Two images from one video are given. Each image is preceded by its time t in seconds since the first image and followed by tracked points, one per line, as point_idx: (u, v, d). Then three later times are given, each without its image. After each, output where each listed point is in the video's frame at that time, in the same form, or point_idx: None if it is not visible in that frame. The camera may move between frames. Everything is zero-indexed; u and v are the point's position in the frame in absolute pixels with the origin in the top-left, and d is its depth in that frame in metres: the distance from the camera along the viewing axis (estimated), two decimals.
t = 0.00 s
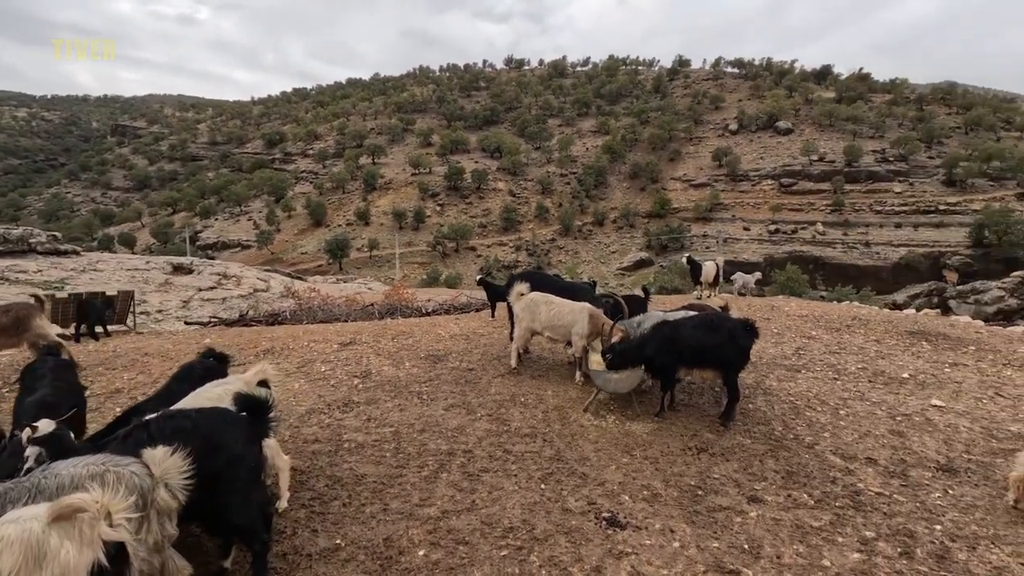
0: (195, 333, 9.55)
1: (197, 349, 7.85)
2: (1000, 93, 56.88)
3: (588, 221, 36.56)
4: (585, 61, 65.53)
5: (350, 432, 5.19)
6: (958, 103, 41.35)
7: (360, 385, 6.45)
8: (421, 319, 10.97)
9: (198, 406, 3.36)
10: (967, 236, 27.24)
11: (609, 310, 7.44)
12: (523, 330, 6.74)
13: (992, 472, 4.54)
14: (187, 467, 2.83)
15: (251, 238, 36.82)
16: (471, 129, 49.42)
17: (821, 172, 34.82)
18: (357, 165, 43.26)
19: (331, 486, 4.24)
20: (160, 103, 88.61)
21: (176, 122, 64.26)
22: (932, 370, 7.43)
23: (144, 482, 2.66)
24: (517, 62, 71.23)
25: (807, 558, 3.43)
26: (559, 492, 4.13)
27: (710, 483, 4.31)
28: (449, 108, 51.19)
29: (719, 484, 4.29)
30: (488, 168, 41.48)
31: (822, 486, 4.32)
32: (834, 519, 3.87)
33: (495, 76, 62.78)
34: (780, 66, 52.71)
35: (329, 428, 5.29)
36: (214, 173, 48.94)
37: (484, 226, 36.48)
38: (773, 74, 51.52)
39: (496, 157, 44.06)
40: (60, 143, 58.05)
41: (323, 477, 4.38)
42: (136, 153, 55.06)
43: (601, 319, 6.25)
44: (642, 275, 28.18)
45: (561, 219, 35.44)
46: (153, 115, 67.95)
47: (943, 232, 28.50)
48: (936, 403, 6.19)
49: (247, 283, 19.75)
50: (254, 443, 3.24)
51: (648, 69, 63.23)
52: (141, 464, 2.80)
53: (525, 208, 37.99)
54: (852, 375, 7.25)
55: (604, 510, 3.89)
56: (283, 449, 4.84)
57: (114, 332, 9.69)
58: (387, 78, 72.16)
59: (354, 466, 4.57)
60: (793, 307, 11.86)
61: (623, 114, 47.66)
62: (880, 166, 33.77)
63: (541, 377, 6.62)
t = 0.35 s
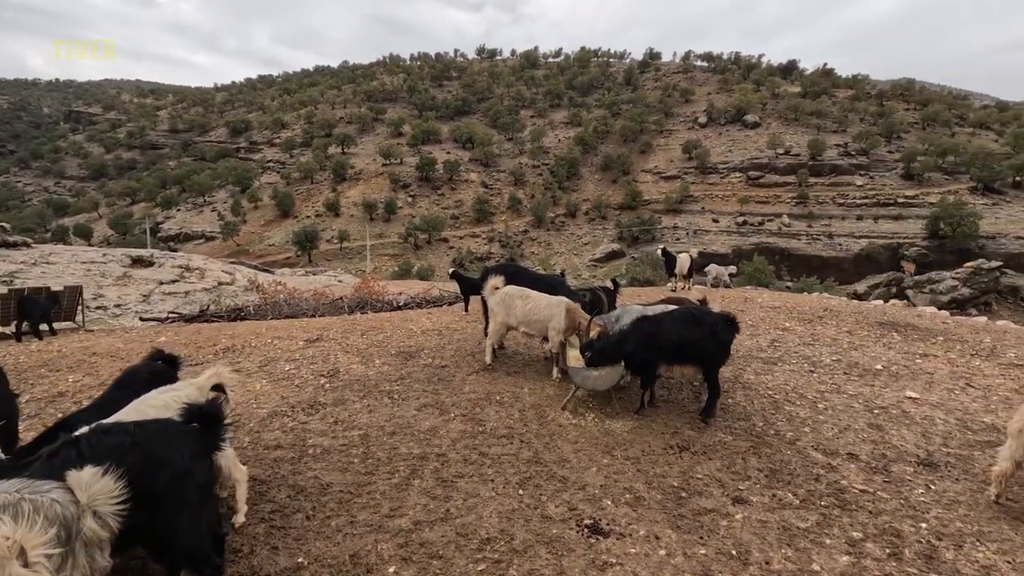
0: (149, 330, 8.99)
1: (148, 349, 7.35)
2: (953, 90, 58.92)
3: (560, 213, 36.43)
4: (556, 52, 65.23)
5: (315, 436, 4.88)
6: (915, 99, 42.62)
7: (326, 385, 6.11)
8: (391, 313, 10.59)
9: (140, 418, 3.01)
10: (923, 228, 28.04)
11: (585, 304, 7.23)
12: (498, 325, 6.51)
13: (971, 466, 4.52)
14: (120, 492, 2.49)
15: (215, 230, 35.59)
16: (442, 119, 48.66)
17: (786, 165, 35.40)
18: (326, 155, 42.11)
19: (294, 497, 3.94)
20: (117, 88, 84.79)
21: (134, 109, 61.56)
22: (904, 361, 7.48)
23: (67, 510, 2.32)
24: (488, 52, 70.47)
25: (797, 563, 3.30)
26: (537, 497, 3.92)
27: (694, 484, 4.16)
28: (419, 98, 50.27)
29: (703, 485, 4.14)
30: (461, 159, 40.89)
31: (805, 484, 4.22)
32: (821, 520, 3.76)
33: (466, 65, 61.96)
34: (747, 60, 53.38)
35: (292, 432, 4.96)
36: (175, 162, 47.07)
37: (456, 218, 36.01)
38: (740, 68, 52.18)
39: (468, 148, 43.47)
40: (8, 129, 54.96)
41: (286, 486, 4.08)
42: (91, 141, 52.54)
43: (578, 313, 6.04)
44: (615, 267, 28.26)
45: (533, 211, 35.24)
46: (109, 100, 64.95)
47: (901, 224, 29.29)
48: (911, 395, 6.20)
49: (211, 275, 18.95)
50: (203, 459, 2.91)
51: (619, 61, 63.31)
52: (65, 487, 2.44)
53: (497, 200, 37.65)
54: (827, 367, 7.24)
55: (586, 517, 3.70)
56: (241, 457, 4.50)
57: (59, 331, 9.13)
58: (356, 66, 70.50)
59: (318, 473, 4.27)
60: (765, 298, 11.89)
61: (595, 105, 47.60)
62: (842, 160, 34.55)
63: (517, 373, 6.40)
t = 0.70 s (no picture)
0: (110, 326, 8.49)
1: (106, 348, 6.90)
2: (923, 85, 60.02)
3: (540, 205, 36.16)
4: (536, 43, 64.68)
5: (283, 441, 4.54)
6: (887, 94, 43.27)
7: (297, 384, 5.76)
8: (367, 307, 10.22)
9: (74, 431, 2.65)
10: (893, 221, 28.47)
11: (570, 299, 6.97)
12: (479, 320, 6.23)
13: (966, 463, 4.41)
14: (44, 519, 2.14)
15: (188, 221, 34.51)
16: (421, 110, 47.86)
17: (763, 158, 35.65)
18: (302, 145, 41.05)
19: (259, 510, 3.62)
20: (83, 74, 81.65)
21: (101, 96, 59.32)
22: (889, 354, 7.41)
23: None
24: (468, 42, 69.56)
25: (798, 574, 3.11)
26: (522, 505, 3.67)
27: (686, 488, 3.95)
28: (398, 88, 49.34)
29: (695, 489, 3.93)
30: (440, 150, 40.25)
31: (802, 485, 4.05)
32: (820, 524, 3.58)
33: (445, 56, 61.07)
34: (725, 54, 53.59)
35: (259, 436, 4.62)
36: (145, 151, 45.49)
37: (436, 210, 35.49)
38: (718, 61, 52.33)
39: (448, 139, 42.84)
40: None
41: (250, 497, 3.76)
42: (56, 129, 50.47)
43: (562, 308, 5.79)
44: (595, 259, 28.16)
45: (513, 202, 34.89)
46: (74, 87, 62.46)
47: (872, 216, 29.74)
48: (899, 389, 6.10)
49: (183, 268, 18.25)
50: (145, 478, 2.57)
51: (599, 53, 63.06)
52: None
53: (477, 191, 37.20)
54: (814, 361, 7.13)
55: (575, 526, 3.46)
56: (202, 465, 4.15)
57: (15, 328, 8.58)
58: (332, 55, 68.97)
59: (286, 482, 3.95)
60: (748, 291, 11.80)
61: (575, 97, 47.30)
62: (817, 153, 34.91)
63: (499, 370, 6.14)
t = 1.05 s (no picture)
0: (78, 329, 8.02)
1: (67, 355, 6.45)
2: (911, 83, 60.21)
3: (532, 201, 35.77)
4: (527, 38, 64.16)
5: (248, 461, 4.14)
6: (876, 91, 43.29)
7: (269, 396, 5.34)
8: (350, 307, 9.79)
9: None
10: (881, 217, 28.37)
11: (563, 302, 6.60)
12: (465, 325, 5.85)
13: (986, 481, 4.10)
14: None
15: (175, 216, 33.80)
16: (412, 105, 47.21)
17: (753, 154, 35.47)
18: (291, 140, 40.28)
19: (214, 546, 3.24)
20: (67, 68, 79.97)
21: (86, 89, 58.04)
22: (893, 358, 7.13)
23: None
24: (458, 37, 68.87)
25: None
26: (509, 538, 3.31)
27: (688, 513, 3.60)
28: (388, 83, 48.65)
29: (699, 515, 3.59)
30: (431, 146, 39.67)
31: (814, 508, 3.72)
32: (836, 556, 3.25)
33: (435, 50, 60.39)
34: (716, 50, 53.41)
35: (222, 457, 4.22)
36: (130, 146, 44.53)
37: (426, 206, 35.00)
38: (709, 58, 52.13)
39: (439, 134, 42.27)
40: None
41: (206, 530, 3.37)
42: (39, 123, 49.30)
43: (553, 313, 5.42)
44: (586, 255, 27.89)
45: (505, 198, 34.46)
46: (58, 80, 61.09)
47: (861, 213, 29.65)
48: (907, 396, 5.80)
49: (169, 265, 17.69)
50: (55, 529, 2.20)
51: (590, 48, 62.67)
52: None
53: (468, 187, 36.74)
54: (816, 365, 6.82)
55: (568, 564, 3.11)
56: (154, 492, 3.75)
57: None
58: (321, 49, 68.01)
59: (248, 510, 3.57)
60: (743, 290, 11.50)
61: (566, 93, 46.89)
62: (807, 150, 34.79)
63: (486, 378, 5.77)
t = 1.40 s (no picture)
0: (33, 327, 7.57)
1: (15, 357, 6.04)
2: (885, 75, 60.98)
3: (513, 191, 35.41)
4: (508, 27, 63.37)
5: (206, 474, 3.83)
6: (852, 83, 43.69)
7: (233, 400, 5.01)
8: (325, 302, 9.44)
9: None
10: (856, 208, 28.61)
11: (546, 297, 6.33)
12: (442, 323, 5.58)
13: (979, 481, 3.99)
14: None
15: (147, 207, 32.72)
16: (391, 93, 46.29)
17: (732, 145, 35.53)
18: (267, 129, 39.19)
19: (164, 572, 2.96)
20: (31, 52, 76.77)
21: (52, 75, 55.77)
22: (878, 352, 7.03)
23: None
24: (438, 25, 67.71)
25: None
26: (488, 557, 3.10)
27: (678, 524, 3.42)
28: (366, 70, 47.62)
29: (688, 525, 3.40)
30: (412, 135, 38.94)
31: (807, 515, 3.56)
32: (832, 569, 3.10)
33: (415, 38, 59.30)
34: (696, 41, 53.36)
35: (178, 469, 3.91)
36: (100, 134, 42.93)
37: (407, 196, 34.42)
38: (689, 48, 52.05)
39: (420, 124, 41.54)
40: None
41: (156, 554, 3.09)
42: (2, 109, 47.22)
43: (534, 310, 5.16)
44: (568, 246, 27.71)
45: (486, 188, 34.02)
46: (22, 65, 58.57)
47: (837, 203, 29.94)
48: (894, 392, 5.70)
49: (140, 257, 17.00)
50: None
51: (571, 38, 62.14)
52: None
53: (449, 177, 36.20)
54: (802, 360, 6.70)
55: None
56: (100, 511, 3.43)
57: None
58: (297, 35, 66.29)
59: (204, 530, 3.29)
60: (726, 282, 11.37)
61: (547, 82, 46.44)
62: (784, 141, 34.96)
63: (465, 378, 5.50)
